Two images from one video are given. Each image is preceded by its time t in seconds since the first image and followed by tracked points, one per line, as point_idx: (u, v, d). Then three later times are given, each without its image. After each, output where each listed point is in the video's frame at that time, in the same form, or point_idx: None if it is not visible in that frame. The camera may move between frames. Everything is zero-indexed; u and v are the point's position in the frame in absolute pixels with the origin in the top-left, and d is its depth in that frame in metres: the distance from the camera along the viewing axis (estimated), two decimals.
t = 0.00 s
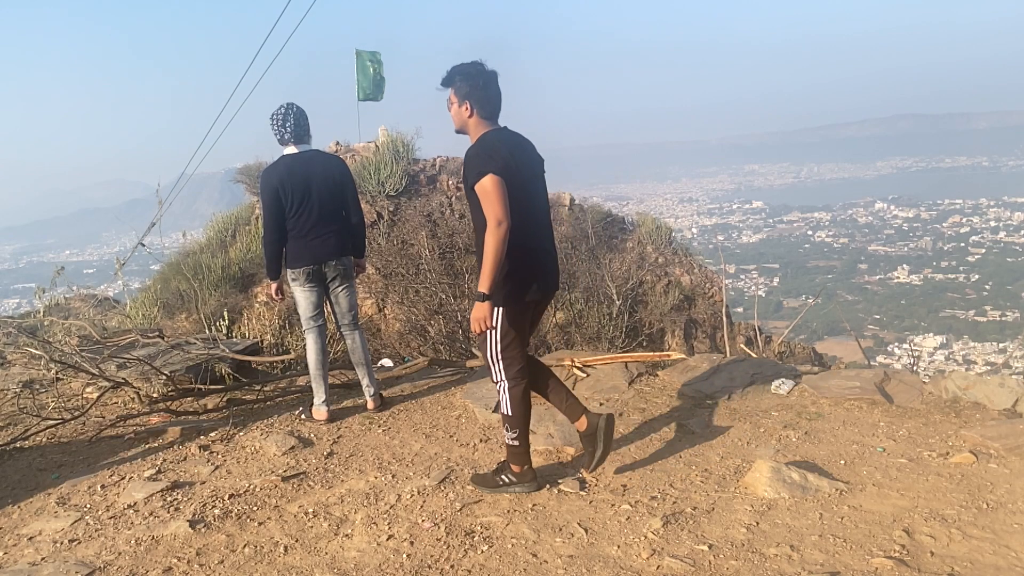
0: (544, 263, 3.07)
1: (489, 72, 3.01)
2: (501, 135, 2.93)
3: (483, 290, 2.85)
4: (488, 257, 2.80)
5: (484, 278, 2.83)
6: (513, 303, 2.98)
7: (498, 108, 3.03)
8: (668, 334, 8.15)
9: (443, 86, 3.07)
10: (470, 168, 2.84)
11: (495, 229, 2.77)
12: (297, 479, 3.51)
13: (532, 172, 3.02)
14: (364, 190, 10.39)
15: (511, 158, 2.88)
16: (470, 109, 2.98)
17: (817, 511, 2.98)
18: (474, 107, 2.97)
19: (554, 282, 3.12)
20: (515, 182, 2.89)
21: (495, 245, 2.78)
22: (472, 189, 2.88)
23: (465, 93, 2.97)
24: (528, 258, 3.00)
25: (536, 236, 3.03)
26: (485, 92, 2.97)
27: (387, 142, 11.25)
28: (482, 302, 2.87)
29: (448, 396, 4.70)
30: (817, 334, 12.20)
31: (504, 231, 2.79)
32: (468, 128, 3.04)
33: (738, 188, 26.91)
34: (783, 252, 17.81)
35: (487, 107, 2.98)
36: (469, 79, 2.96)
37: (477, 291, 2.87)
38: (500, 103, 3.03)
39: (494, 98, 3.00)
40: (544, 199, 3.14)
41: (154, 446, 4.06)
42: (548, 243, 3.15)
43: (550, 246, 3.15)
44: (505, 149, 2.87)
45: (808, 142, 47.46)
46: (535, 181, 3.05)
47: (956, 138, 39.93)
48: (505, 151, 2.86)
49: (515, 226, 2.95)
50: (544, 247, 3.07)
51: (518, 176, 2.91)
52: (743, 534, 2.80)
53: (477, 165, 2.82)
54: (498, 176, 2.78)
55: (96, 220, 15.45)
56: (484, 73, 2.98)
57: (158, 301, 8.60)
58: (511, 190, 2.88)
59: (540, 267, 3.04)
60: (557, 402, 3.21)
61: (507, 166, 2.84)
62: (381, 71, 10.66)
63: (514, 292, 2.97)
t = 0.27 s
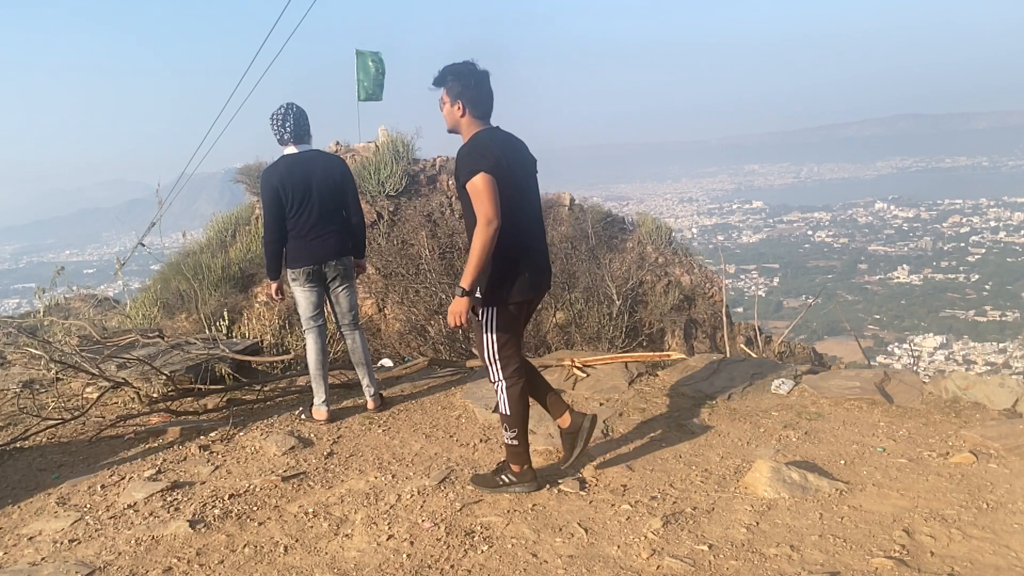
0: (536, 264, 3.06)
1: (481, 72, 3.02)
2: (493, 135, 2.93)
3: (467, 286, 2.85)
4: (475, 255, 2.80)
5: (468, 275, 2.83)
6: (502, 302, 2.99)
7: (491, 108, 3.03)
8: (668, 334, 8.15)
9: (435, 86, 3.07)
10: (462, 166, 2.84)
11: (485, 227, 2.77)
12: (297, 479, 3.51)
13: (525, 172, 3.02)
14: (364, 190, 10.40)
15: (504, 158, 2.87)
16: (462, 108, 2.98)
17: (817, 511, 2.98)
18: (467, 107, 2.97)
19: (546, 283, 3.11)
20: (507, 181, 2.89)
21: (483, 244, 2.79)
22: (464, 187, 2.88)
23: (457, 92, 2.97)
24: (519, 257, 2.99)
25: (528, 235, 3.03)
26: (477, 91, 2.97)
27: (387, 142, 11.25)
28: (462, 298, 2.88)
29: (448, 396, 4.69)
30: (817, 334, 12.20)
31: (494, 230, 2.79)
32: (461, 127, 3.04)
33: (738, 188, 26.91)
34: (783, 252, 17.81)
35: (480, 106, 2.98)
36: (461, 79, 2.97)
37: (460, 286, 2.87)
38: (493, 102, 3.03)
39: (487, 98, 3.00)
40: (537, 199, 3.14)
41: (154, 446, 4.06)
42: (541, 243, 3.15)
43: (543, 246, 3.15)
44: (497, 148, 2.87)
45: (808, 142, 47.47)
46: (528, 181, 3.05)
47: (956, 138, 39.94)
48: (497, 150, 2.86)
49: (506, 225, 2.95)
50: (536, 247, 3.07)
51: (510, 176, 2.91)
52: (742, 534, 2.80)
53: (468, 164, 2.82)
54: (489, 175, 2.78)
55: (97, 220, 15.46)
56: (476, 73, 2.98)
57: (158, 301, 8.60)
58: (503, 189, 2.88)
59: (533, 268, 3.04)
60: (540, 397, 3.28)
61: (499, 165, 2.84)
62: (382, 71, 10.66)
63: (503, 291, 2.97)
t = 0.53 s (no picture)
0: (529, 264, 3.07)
1: (474, 71, 3.01)
2: (485, 135, 2.94)
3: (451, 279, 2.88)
4: (463, 254, 2.82)
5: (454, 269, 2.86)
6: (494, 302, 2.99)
7: (483, 107, 3.03)
8: (668, 334, 8.16)
9: (427, 86, 3.07)
10: (453, 165, 2.86)
11: (474, 225, 2.80)
12: (297, 479, 3.51)
13: (517, 172, 3.04)
14: (364, 190, 10.40)
15: (496, 157, 2.89)
16: (454, 108, 2.98)
17: (817, 511, 2.98)
18: (459, 106, 2.98)
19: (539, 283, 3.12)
20: (499, 181, 2.91)
21: (471, 242, 2.81)
22: (456, 186, 2.90)
23: (449, 92, 2.98)
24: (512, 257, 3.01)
25: (521, 236, 3.04)
26: (469, 91, 2.97)
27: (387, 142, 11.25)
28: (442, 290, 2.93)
29: (448, 396, 4.69)
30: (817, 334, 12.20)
31: (484, 229, 2.81)
32: (453, 127, 3.04)
33: (738, 188, 26.91)
34: (783, 252, 17.82)
35: (472, 106, 2.98)
36: (453, 79, 2.97)
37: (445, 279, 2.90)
38: (485, 102, 3.03)
39: (479, 98, 3.00)
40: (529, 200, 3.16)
41: (154, 446, 4.06)
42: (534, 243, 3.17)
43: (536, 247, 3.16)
44: (489, 148, 2.89)
45: (808, 142, 47.48)
46: (520, 181, 3.06)
47: (956, 138, 39.93)
48: (489, 149, 2.88)
49: (498, 225, 2.97)
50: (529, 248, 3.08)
51: (502, 176, 2.93)
52: (742, 534, 2.80)
53: (460, 163, 2.84)
54: (480, 174, 2.80)
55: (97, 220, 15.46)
56: (468, 73, 2.98)
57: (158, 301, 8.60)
58: (495, 188, 2.90)
59: (526, 267, 3.05)
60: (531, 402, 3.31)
61: (490, 165, 2.86)
62: (381, 71, 10.65)
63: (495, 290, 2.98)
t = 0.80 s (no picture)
0: (520, 262, 3.09)
1: (466, 72, 3.02)
2: (479, 136, 2.95)
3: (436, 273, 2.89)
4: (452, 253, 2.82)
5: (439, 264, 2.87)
6: (486, 300, 3.00)
7: (476, 107, 3.04)
8: (668, 334, 8.16)
9: (420, 85, 3.07)
10: (445, 164, 2.86)
11: (464, 226, 2.79)
12: (297, 479, 3.51)
13: (509, 171, 3.05)
14: (364, 190, 10.40)
15: (487, 157, 2.89)
16: (447, 108, 2.99)
17: (817, 511, 2.98)
18: (451, 106, 2.98)
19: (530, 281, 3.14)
20: (490, 181, 2.91)
21: (461, 242, 2.80)
22: (447, 185, 2.90)
23: (442, 92, 2.98)
24: (504, 256, 3.01)
25: (513, 234, 3.04)
26: (461, 91, 2.97)
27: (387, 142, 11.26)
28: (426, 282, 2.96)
29: (447, 396, 4.69)
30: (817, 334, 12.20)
31: (474, 229, 2.81)
32: (446, 126, 3.05)
33: (738, 188, 26.92)
34: (783, 252, 17.82)
35: (463, 106, 2.98)
36: (446, 79, 2.97)
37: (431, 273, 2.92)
38: (478, 102, 3.03)
39: (472, 98, 3.00)
40: (521, 198, 3.17)
41: (154, 446, 4.05)
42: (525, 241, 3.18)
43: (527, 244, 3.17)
44: (481, 147, 2.89)
45: (808, 142, 47.49)
46: (512, 179, 3.07)
47: (956, 138, 39.93)
48: (480, 149, 2.88)
49: (489, 223, 2.96)
50: (520, 246, 3.09)
51: (494, 175, 2.93)
52: (742, 534, 2.80)
53: (452, 163, 2.83)
54: (472, 175, 2.80)
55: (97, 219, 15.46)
56: (460, 72, 2.98)
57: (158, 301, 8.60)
58: (486, 187, 2.90)
59: (517, 265, 3.06)
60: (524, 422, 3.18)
61: (481, 165, 2.86)
62: (381, 71, 10.65)
63: (486, 289, 2.99)
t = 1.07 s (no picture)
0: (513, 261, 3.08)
1: (459, 72, 3.02)
2: (470, 136, 2.95)
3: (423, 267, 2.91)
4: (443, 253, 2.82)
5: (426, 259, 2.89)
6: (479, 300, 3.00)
7: (468, 108, 3.04)
8: (668, 334, 8.17)
9: (413, 85, 3.07)
10: (436, 164, 2.86)
11: (455, 225, 2.79)
12: (297, 479, 3.51)
13: (500, 170, 3.05)
14: (364, 190, 10.40)
15: (477, 157, 2.90)
16: (439, 108, 2.99)
17: (817, 511, 2.98)
18: (444, 106, 2.98)
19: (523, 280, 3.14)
20: (481, 180, 2.92)
21: (451, 241, 2.80)
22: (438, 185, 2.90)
23: (434, 93, 2.98)
24: (496, 255, 3.01)
25: (505, 233, 3.04)
26: (453, 91, 2.97)
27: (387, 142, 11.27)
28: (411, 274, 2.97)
29: (447, 396, 4.69)
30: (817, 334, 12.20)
31: (465, 228, 2.81)
32: (438, 127, 3.04)
33: (738, 188, 26.92)
34: (783, 252, 17.83)
35: (456, 106, 2.98)
36: (439, 79, 2.97)
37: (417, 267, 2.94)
38: (470, 102, 3.04)
39: (464, 99, 3.00)
40: (512, 197, 3.17)
41: (154, 446, 4.05)
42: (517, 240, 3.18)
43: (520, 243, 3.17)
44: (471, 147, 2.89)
45: (808, 142, 47.49)
46: (503, 178, 3.08)
47: (956, 138, 39.92)
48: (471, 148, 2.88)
49: (480, 222, 2.96)
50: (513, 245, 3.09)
51: (485, 174, 2.93)
52: (743, 534, 2.80)
53: (443, 163, 2.84)
54: (462, 174, 2.80)
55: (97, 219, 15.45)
56: (452, 72, 2.98)
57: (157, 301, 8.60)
58: (476, 186, 2.90)
59: (510, 265, 3.06)
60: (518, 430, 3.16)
61: (472, 164, 2.86)
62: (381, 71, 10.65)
63: (479, 289, 2.99)
